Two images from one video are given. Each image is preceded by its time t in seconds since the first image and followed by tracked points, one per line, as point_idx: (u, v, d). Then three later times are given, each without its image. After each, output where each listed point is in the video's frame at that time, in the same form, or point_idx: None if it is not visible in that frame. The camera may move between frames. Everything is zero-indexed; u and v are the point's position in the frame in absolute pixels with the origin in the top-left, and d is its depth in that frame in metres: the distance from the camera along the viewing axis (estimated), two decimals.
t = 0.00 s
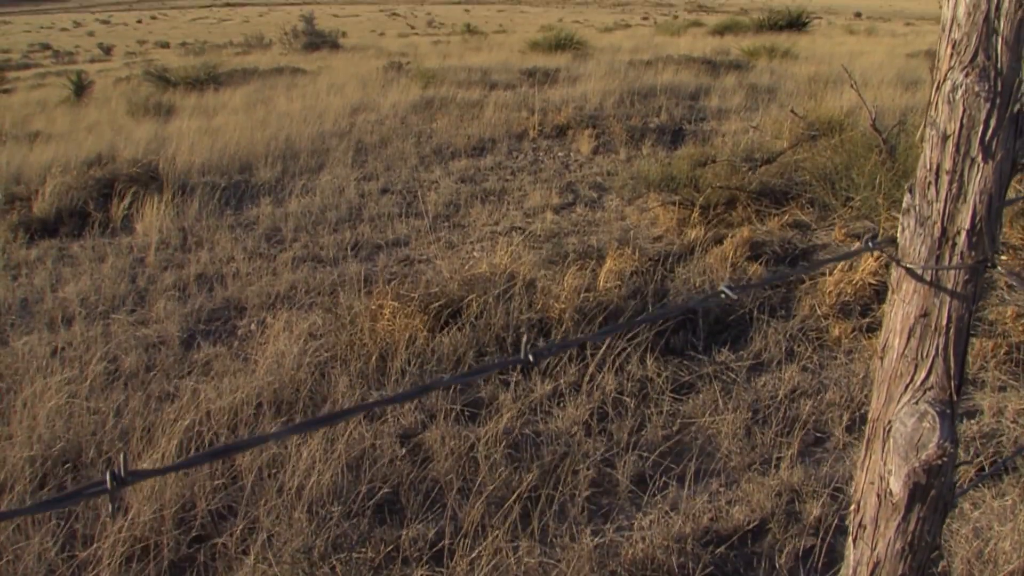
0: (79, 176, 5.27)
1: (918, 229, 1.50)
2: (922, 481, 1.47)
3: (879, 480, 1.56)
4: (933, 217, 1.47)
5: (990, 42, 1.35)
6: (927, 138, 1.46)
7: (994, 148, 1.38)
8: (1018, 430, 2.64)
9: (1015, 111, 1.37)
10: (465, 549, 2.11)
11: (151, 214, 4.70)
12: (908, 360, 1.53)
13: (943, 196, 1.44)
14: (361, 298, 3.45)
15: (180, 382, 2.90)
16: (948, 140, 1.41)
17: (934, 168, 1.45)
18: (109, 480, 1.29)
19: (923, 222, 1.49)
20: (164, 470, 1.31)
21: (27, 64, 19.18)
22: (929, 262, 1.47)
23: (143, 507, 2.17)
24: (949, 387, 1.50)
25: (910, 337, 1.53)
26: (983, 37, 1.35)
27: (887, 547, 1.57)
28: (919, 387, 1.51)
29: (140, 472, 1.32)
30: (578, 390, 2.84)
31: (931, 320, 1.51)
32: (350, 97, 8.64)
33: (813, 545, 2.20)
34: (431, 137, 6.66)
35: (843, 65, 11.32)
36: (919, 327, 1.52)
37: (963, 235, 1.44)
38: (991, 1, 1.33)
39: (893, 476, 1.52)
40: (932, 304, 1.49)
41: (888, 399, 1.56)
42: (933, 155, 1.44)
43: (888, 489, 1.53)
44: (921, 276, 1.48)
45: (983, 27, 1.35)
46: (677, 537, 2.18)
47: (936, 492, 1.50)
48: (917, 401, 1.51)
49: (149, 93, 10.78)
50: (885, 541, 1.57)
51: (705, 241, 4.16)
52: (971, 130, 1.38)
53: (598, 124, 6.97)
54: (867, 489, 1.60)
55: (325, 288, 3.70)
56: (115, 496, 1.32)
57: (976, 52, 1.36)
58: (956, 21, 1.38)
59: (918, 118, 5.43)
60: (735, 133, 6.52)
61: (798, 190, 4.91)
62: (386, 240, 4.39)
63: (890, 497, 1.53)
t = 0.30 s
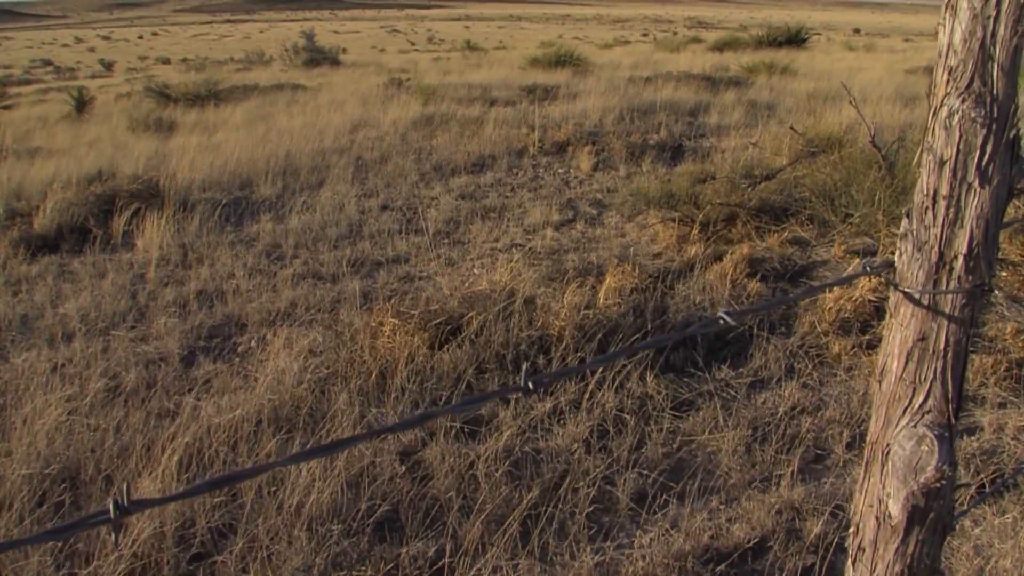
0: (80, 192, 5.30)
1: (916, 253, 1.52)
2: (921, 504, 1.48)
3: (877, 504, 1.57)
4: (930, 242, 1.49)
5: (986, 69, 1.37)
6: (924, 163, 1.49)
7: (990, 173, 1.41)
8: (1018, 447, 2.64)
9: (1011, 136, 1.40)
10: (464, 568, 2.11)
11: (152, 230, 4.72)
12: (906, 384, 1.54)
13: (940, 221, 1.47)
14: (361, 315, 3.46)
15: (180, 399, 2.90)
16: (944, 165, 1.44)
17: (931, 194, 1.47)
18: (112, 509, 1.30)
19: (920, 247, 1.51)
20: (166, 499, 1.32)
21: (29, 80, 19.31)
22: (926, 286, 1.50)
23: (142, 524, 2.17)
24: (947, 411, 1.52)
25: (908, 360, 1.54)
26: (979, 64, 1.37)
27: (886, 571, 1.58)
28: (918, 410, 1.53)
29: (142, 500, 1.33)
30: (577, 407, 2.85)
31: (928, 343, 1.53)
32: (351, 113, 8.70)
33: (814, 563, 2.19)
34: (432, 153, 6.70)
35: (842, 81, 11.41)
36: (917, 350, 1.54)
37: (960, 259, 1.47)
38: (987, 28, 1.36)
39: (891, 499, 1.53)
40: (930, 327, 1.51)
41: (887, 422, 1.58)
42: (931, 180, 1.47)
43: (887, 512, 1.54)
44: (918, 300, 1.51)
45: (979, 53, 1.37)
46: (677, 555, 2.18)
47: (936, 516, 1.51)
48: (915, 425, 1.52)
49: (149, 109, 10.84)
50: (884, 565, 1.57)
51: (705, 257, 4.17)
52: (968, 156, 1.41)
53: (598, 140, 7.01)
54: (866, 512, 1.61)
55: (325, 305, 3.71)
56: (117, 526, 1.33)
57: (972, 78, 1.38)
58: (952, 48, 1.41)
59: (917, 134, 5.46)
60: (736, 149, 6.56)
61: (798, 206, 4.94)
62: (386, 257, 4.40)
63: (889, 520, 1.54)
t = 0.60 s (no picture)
0: (80, 209, 5.32)
1: (914, 277, 1.57)
2: (920, 525, 1.54)
3: (877, 525, 1.63)
4: (928, 266, 1.54)
5: (982, 94, 1.42)
6: (921, 187, 1.54)
7: (987, 198, 1.46)
8: (1019, 464, 2.64)
9: (1007, 161, 1.45)
10: None
11: (153, 246, 4.74)
12: (905, 407, 1.60)
13: (937, 245, 1.52)
14: (362, 331, 3.47)
15: (180, 415, 2.90)
16: (942, 190, 1.49)
17: (928, 218, 1.52)
18: (115, 539, 1.28)
19: (919, 270, 1.56)
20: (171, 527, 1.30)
21: (30, 95, 19.43)
22: (924, 310, 1.55)
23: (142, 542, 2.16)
24: (945, 433, 1.58)
25: (906, 384, 1.60)
26: (975, 90, 1.42)
27: None
28: (916, 433, 1.59)
29: (147, 529, 1.30)
30: (578, 424, 2.85)
31: (926, 366, 1.59)
32: (352, 130, 8.75)
33: None
34: (432, 170, 6.74)
35: (841, 97, 11.48)
36: (915, 373, 1.60)
37: (957, 283, 1.52)
38: (983, 55, 1.40)
39: (890, 521, 1.59)
40: (928, 351, 1.57)
41: (885, 445, 1.64)
42: (928, 205, 1.52)
43: (886, 533, 1.60)
44: (916, 323, 1.56)
45: (975, 79, 1.42)
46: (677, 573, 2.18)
47: (933, 536, 1.56)
48: (914, 447, 1.58)
49: (150, 125, 10.90)
50: None
51: (705, 274, 4.19)
52: (964, 180, 1.46)
53: (598, 157, 7.05)
54: (866, 532, 1.67)
55: (325, 321, 3.72)
56: (120, 555, 1.31)
57: (968, 104, 1.43)
58: (948, 74, 1.45)
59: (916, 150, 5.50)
60: (736, 166, 6.60)
61: (797, 223, 4.96)
62: (387, 274, 4.42)
63: (887, 541, 1.60)
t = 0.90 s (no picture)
0: (81, 225, 5.34)
1: (911, 301, 1.61)
2: (919, 548, 1.58)
3: (876, 548, 1.66)
4: (925, 290, 1.58)
5: (979, 120, 1.45)
6: (919, 212, 1.57)
7: (984, 223, 1.49)
8: (1020, 481, 2.64)
9: (1002, 187, 1.48)
10: None
11: (154, 263, 4.76)
12: (903, 431, 1.64)
13: (935, 270, 1.55)
14: (362, 349, 3.47)
15: (180, 432, 2.90)
16: (939, 216, 1.52)
17: (925, 243, 1.55)
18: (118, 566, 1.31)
19: (916, 295, 1.59)
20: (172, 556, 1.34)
21: (31, 111, 19.51)
22: (922, 334, 1.59)
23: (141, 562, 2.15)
24: (943, 456, 1.62)
25: (905, 408, 1.64)
26: (972, 115, 1.45)
27: None
28: (915, 456, 1.62)
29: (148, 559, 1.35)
30: (578, 441, 2.85)
31: (925, 390, 1.63)
32: (353, 146, 8.80)
33: None
34: (432, 186, 6.77)
35: (840, 113, 11.56)
36: (914, 397, 1.63)
37: (954, 308, 1.56)
38: (979, 81, 1.43)
39: (889, 544, 1.62)
40: (926, 375, 1.61)
41: (884, 468, 1.67)
42: (925, 230, 1.55)
43: (885, 556, 1.63)
44: (915, 347, 1.60)
45: (972, 106, 1.45)
46: None
47: (933, 558, 1.60)
48: (912, 471, 1.62)
49: (150, 141, 10.96)
50: None
51: (705, 291, 4.21)
52: (962, 206, 1.49)
53: (598, 174, 7.09)
54: (864, 555, 1.70)
55: (325, 339, 3.73)
56: None
57: (965, 130, 1.46)
58: (945, 100, 1.48)
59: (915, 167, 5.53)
60: (736, 182, 6.63)
61: (797, 240, 4.98)
62: (387, 291, 4.43)
63: (887, 564, 1.63)
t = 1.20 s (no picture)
0: (82, 241, 5.36)
1: (909, 325, 1.64)
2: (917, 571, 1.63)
3: (875, 570, 1.71)
4: (923, 313, 1.61)
5: (975, 145, 1.47)
6: (917, 236, 1.60)
7: (981, 248, 1.52)
8: (1021, 497, 2.63)
9: (999, 212, 1.51)
10: None
11: (154, 279, 4.77)
12: (901, 454, 1.68)
13: (932, 294, 1.58)
14: (362, 365, 3.48)
15: (180, 448, 2.90)
16: (937, 240, 1.55)
17: (923, 267, 1.58)
18: None
19: (914, 318, 1.63)
20: None
21: (31, 127, 19.61)
22: (920, 357, 1.63)
23: None
24: (942, 479, 1.65)
25: (903, 431, 1.68)
26: (968, 141, 1.47)
27: None
28: (913, 479, 1.66)
29: None
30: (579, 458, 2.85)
31: (922, 414, 1.66)
32: (353, 162, 8.85)
33: None
34: (432, 203, 6.81)
35: (839, 129, 11.62)
36: (912, 420, 1.67)
37: (953, 331, 1.59)
38: (975, 106, 1.45)
39: (888, 566, 1.67)
40: (923, 398, 1.64)
41: (883, 491, 1.71)
42: (923, 254, 1.58)
43: None
44: (912, 371, 1.64)
45: (968, 131, 1.47)
46: None
47: None
48: (911, 494, 1.66)
49: (151, 157, 11.02)
50: None
51: (704, 308, 4.22)
52: (958, 231, 1.52)
53: (598, 190, 7.12)
54: None
55: (325, 355, 3.73)
56: None
57: (961, 155, 1.49)
58: (941, 125, 1.51)
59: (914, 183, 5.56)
60: (736, 199, 6.66)
61: (797, 256, 5.00)
62: (387, 307, 4.44)
63: None
